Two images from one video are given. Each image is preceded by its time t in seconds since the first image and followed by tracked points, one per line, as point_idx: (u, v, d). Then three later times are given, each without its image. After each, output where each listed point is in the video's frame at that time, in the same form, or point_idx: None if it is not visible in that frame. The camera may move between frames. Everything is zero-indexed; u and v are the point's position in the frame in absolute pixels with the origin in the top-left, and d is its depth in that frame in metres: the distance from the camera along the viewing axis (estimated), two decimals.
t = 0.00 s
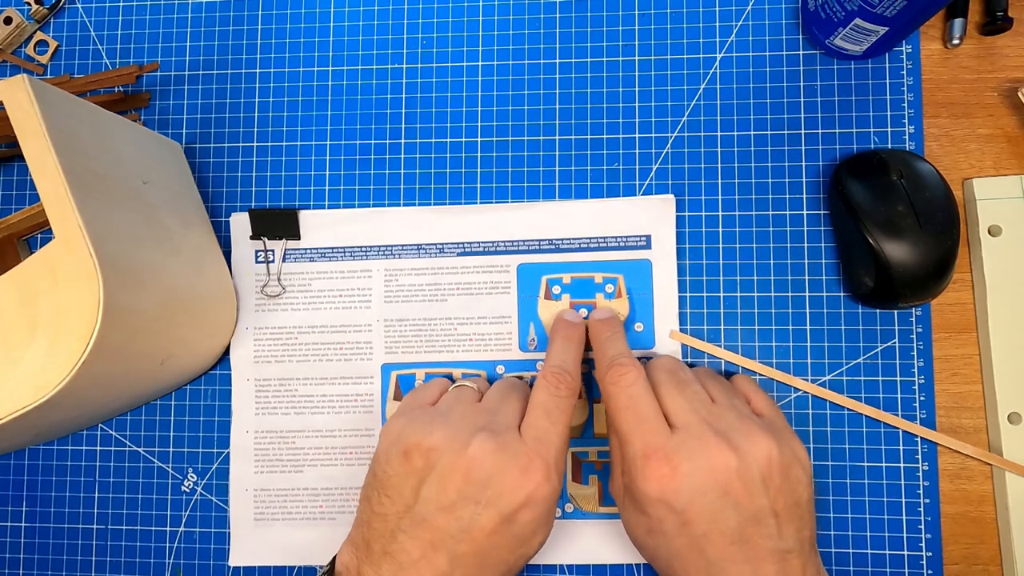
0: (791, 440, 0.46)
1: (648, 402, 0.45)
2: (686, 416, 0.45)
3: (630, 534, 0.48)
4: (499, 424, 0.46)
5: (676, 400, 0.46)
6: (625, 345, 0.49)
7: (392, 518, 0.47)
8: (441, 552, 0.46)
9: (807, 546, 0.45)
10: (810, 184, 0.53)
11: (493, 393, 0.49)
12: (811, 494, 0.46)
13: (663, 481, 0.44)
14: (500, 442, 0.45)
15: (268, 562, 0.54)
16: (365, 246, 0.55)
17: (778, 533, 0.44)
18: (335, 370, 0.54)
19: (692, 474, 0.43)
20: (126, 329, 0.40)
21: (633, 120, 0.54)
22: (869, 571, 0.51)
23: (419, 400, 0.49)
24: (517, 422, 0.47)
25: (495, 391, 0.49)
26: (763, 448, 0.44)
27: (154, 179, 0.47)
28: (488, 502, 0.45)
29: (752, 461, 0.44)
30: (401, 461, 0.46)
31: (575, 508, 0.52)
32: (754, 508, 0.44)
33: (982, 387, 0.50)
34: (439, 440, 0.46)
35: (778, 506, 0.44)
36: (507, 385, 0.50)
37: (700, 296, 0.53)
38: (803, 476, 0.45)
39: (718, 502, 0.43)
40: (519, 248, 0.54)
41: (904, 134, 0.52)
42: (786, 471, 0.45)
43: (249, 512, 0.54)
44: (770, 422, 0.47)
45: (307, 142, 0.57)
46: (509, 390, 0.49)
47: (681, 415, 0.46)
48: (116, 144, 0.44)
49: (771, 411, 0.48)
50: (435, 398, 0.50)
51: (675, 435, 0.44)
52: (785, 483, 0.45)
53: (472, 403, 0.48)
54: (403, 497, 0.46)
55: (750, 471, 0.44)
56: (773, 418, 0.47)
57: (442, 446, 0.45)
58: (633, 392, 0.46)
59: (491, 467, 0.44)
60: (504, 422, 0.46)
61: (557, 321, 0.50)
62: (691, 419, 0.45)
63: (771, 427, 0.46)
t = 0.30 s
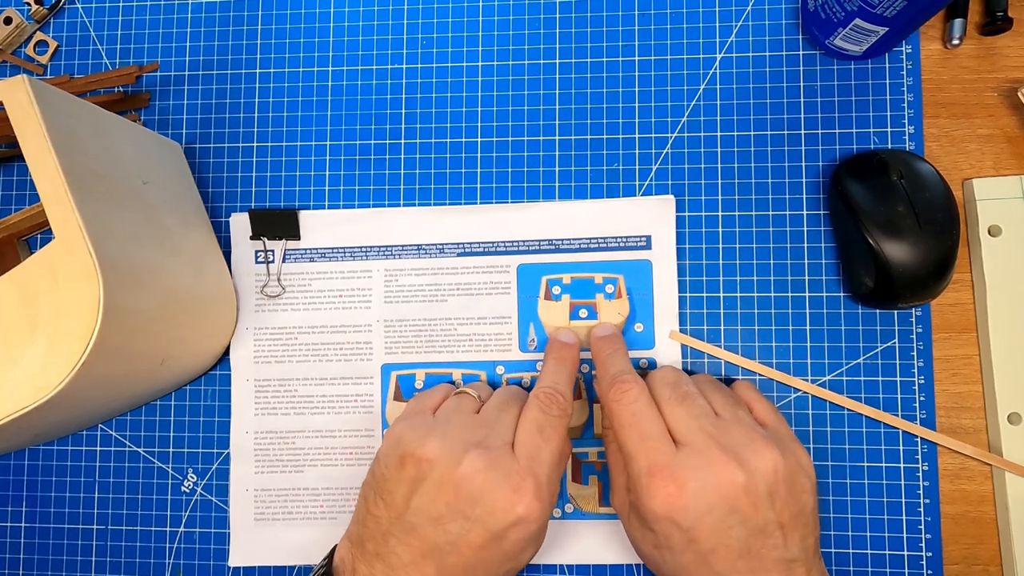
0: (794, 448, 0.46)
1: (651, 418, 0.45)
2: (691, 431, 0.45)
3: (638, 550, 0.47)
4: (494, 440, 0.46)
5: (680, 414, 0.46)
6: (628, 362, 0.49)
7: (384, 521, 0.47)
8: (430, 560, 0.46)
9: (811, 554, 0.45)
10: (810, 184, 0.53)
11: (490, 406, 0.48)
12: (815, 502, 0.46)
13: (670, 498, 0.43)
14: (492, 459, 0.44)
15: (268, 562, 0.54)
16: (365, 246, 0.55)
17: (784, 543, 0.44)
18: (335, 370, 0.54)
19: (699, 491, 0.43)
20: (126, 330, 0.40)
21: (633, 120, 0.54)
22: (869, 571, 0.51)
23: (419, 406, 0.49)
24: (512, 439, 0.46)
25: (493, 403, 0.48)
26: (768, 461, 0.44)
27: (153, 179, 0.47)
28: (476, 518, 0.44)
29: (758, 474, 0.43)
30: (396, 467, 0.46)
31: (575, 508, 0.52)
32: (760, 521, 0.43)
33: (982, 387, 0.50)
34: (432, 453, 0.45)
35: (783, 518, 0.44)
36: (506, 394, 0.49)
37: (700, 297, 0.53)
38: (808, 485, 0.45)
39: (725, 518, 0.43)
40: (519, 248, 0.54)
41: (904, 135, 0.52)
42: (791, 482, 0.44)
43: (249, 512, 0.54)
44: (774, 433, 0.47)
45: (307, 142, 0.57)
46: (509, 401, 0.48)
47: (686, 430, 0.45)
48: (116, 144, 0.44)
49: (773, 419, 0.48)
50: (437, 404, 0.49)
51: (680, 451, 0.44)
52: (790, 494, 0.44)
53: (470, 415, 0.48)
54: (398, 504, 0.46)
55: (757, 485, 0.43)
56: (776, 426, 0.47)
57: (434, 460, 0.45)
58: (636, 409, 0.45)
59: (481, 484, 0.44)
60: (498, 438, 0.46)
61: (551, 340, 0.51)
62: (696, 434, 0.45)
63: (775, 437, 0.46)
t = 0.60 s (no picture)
0: (795, 448, 0.46)
1: (652, 420, 0.45)
2: (693, 433, 0.45)
3: (641, 553, 0.47)
4: (492, 437, 0.46)
5: (681, 415, 0.46)
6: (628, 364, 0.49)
7: (384, 517, 0.47)
8: (430, 557, 0.46)
9: (812, 553, 0.45)
10: (810, 184, 0.53)
11: (490, 403, 0.48)
12: (816, 502, 0.46)
13: (672, 499, 0.43)
14: (491, 456, 0.44)
15: (268, 562, 0.54)
16: (365, 246, 0.55)
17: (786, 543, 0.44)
18: (335, 370, 0.54)
19: (701, 492, 0.43)
20: (126, 330, 0.40)
21: (633, 120, 0.54)
22: (869, 571, 0.51)
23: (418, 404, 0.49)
24: (511, 436, 0.46)
25: (493, 401, 0.48)
26: (769, 461, 0.44)
27: (153, 179, 0.47)
28: (474, 514, 0.44)
29: (760, 474, 0.43)
30: (395, 464, 0.46)
31: (575, 508, 0.52)
32: (762, 522, 0.43)
33: (982, 387, 0.50)
34: (431, 449, 0.45)
35: (785, 517, 0.44)
36: (506, 392, 0.49)
37: (700, 296, 0.53)
38: (809, 485, 0.45)
39: (728, 518, 0.43)
40: (519, 248, 0.54)
41: (904, 135, 0.52)
42: (792, 482, 0.44)
43: (249, 512, 0.54)
44: (776, 433, 0.47)
45: (307, 142, 0.57)
46: (509, 400, 0.48)
47: (687, 430, 0.45)
48: (116, 144, 0.44)
49: (774, 419, 0.48)
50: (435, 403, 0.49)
51: (682, 452, 0.44)
52: (792, 493, 0.44)
53: (470, 412, 0.48)
54: (398, 502, 0.46)
55: (759, 486, 0.43)
56: (777, 426, 0.47)
57: (433, 455, 0.45)
58: (636, 411, 0.45)
59: (480, 480, 0.44)
60: (497, 435, 0.46)
61: (551, 341, 0.51)
62: (698, 436, 0.44)
63: (776, 437, 0.46)
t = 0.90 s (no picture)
0: (795, 448, 0.46)
1: (652, 419, 0.45)
2: (693, 432, 0.45)
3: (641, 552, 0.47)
4: (491, 436, 0.46)
5: (681, 415, 0.46)
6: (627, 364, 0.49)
7: (384, 517, 0.47)
8: (430, 556, 0.46)
9: (812, 553, 0.45)
10: (810, 184, 0.53)
11: (490, 403, 0.48)
12: (816, 501, 0.46)
13: (672, 498, 0.43)
14: (490, 455, 0.45)
15: (268, 562, 0.54)
16: (365, 246, 0.55)
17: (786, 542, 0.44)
18: (335, 369, 0.54)
19: (701, 491, 0.43)
20: (126, 330, 0.40)
21: (633, 120, 0.54)
22: (869, 571, 0.51)
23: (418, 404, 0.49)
24: (511, 435, 0.46)
25: (493, 400, 0.48)
26: (769, 460, 0.44)
27: (153, 179, 0.47)
28: (474, 514, 0.44)
29: (760, 474, 0.43)
30: (394, 464, 0.46)
31: (575, 508, 0.52)
32: (762, 521, 0.43)
33: (982, 387, 0.50)
34: (430, 449, 0.45)
35: (785, 517, 0.44)
36: (506, 392, 0.49)
37: (700, 296, 0.53)
38: (809, 485, 0.45)
39: (727, 518, 0.43)
40: (519, 248, 0.54)
41: (904, 135, 0.52)
42: (792, 482, 0.44)
43: (249, 512, 0.54)
44: (776, 433, 0.46)
45: (307, 142, 0.57)
46: (509, 400, 0.48)
47: (687, 430, 0.45)
48: (116, 144, 0.44)
49: (774, 418, 0.48)
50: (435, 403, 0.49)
51: (682, 451, 0.44)
52: (792, 493, 0.44)
53: (469, 412, 0.48)
54: (398, 501, 0.46)
55: (759, 485, 0.43)
56: (777, 426, 0.47)
57: (432, 455, 0.45)
58: (636, 410, 0.45)
59: (479, 479, 0.44)
60: (496, 435, 0.46)
61: (551, 341, 0.51)
62: (698, 435, 0.44)
63: (776, 436, 0.46)
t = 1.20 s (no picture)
0: (795, 447, 0.46)
1: (653, 418, 0.45)
2: (693, 431, 0.45)
3: (642, 552, 0.47)
4: (491, 436, 0.46)
5: (681, 414, 0.46)
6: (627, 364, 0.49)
7: (383, 516, 0.47)
8: (430, 556, 0.46)
9: (812, 552, 0.45)
10: (810, 184, 0.53)
11: (490, 403, 0.48)
12: (816, 500, 0.46)
13: (672, 497, 0.43)
14: (489, 455, 0.45)
15: (268, 562, 0.54)
16: (365, 246, 0.55)
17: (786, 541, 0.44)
18: (335, 369, 0.54)
19: (702, 490, 0.43)
20: (126, 330, 0.40)
21: (633, 120, 0.54)
22: (869, 571, 0.51)
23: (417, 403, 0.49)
24: (510, 435, 0.46)
25: (492, 400, 0.48)
26: (769, 459, 0.44)
27: (153, 179, 0.47)
28: (473, 513, 0.44)
29: (760, 472, 0.43)
30: (394, 463, 0.46)
31: (575, 508, 0.52)
32: (762, 520, 0.44)
33: (982, 386, 0.50)
34: (430, 449, 0.45)
35: (785, 515, 0.44)
36: (506, 391, 0.49)
37: (700, 296, 0.53)
38: (810, 483, 0.45)
39: (728, 516, 0.43)
40: (519, 248, 0.54)
41: (904, 134, 0.52)
42: (792, 480, 0.44)
43: (249, 512, 0.54)
44: (776, 432, 0.46)
45: (307, 142, 0.57)
46: (509, 400, 0.48)
47: (687, 429, 0.45)
48: (116, 144, 0.44)
49: (774, 418, 0.48)
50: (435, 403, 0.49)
51: (682, 450, 0.44)
52: (792, 491, 0.44)
53: (469, 412, 0.48)
54: (397, 501, 0.46)
55: (759, 484, 0.43)
56: (777, 425, 0.47)
57: (431, 455, 0.45)
58: (637, 409, 0.45)
59: (478, 479, 0.44)
60: (495, 434, 0.46)
61: (551, 340, 0.51)
62: (698, 434, 0.44)
63: (776, 435, 0.46)
